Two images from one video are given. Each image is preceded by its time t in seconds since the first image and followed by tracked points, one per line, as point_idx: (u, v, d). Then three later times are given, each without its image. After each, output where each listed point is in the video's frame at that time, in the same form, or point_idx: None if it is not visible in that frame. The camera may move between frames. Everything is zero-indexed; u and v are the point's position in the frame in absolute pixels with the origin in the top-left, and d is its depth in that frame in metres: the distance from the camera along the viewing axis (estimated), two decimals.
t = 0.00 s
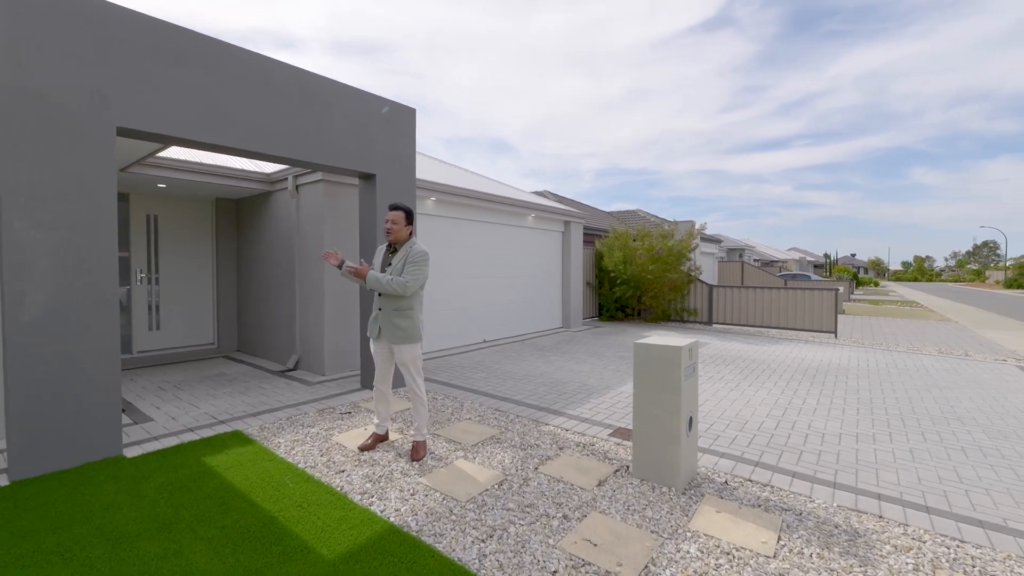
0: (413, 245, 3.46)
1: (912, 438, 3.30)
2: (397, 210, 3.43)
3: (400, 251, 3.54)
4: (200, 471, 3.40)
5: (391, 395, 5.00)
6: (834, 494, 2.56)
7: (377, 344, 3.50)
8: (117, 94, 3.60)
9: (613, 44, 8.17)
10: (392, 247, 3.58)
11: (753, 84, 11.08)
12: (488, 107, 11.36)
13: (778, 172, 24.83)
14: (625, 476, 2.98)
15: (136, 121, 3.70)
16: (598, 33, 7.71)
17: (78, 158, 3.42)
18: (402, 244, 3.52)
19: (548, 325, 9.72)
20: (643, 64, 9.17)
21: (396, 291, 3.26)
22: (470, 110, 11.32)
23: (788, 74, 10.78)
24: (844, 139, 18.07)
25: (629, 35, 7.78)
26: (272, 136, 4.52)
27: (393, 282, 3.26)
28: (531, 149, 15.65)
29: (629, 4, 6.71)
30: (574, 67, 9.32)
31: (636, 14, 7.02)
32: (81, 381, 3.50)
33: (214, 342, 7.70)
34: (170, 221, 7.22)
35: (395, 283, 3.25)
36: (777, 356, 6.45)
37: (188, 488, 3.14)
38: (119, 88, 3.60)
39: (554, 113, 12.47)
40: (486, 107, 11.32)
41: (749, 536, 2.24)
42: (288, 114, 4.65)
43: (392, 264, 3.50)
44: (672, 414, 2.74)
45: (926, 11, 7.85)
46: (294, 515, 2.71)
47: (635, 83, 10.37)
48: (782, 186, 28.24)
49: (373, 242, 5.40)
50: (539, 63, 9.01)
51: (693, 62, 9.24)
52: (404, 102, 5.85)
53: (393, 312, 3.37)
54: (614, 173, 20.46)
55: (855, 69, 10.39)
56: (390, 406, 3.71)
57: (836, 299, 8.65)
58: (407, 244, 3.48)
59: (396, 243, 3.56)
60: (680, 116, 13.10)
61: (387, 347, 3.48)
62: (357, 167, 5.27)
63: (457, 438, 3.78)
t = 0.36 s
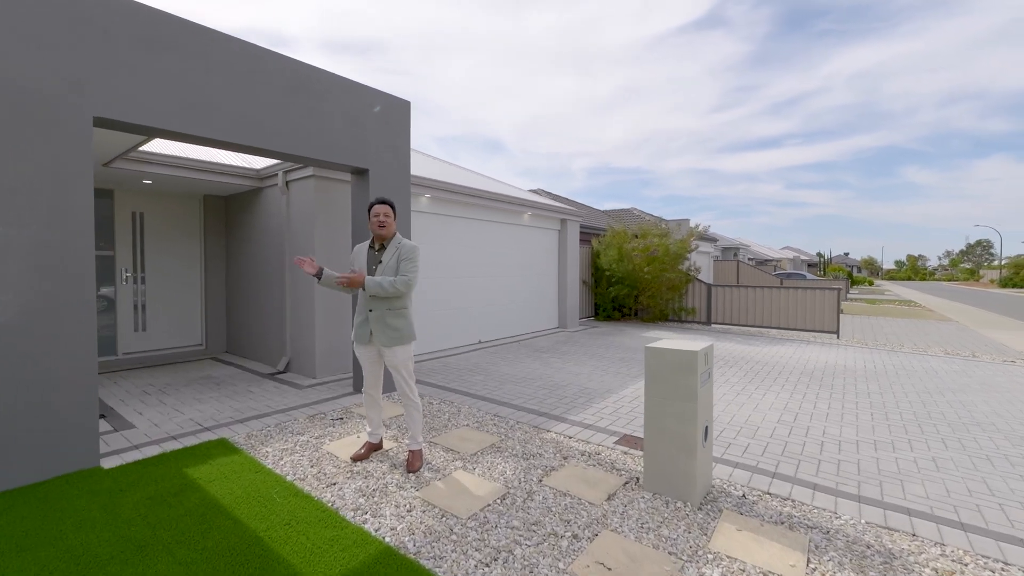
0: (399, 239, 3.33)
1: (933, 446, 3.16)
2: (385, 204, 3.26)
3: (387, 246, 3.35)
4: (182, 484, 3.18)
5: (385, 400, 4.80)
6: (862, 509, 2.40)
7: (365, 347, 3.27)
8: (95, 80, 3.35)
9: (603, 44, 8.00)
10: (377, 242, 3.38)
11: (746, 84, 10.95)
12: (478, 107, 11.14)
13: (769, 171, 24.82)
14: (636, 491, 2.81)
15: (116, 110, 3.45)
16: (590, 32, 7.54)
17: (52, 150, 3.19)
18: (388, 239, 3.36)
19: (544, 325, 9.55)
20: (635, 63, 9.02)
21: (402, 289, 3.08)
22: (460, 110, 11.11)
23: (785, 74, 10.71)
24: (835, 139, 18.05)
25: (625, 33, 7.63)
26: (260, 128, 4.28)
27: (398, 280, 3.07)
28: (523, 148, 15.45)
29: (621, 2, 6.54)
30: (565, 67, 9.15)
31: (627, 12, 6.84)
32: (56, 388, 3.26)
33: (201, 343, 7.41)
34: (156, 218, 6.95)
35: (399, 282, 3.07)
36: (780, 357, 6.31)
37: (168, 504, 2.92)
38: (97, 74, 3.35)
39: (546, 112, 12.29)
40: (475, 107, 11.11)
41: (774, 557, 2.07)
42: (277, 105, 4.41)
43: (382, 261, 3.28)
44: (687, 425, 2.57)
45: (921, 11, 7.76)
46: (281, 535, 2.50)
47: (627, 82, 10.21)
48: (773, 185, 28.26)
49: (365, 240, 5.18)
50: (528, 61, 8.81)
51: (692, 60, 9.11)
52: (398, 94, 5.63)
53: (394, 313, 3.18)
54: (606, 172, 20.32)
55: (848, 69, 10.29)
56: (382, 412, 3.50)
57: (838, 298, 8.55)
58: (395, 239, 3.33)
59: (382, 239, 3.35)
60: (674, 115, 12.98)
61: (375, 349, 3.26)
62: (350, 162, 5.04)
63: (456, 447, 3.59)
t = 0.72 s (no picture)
0: (384, 237, 3.15)
1: (969, 459, 2.98)
2: (367, 201, 3.05)
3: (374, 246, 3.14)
4: (169, 497, 2.97)
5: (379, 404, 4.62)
6: (902, 532, 2.21)
7: (355, 354, 3.07)
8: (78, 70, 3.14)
9: (592, 38, 7.83)
10: (360, 242, 3.16)
11: (743, 80, 10.78)
12: (467, 105, 11.00)
13: (766, 169, 24.64)
14: (652, 508, 2.65)
15: (100, 103, 3.25)
16: (580, 26, 7.38)
17: (33, 143, 2.99)
18: (373, 238, 3.18)
19: (542, 325, 9.37)
20: (626, 58, 8.88)
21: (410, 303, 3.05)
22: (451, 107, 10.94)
23: (786, 68, 10.49)
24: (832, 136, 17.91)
25: (621, 27, 7.45)
26: (250, 124, 4.06)
27: (406, 294, 3.04)
28: (515, 145, 15.26)
29: None
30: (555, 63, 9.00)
31: (617, 6, 6.69)
32: (41, 395, 3.07)
33: (195, 343, 7.18)
34: (149, 215, 6.75)
35: (405, 294, 3.03)
36: (788, 359, 6.12)
37: (153, 521, 2.72)
38: (80, 64, 3.14)
39: (537, 109, 12.11)
40: (464, 106, 10.97)
41: None
42: (267, 98, 4.18)
43: (372, 263, 3.07)
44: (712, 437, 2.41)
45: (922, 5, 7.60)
46: (271, 555, 2.32)
47: (620, 78, 10.04)
48: (770, 182, 28.07)
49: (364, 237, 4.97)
50: (517, 58, 8.65)
51: (688, 55, 8.95)
52: (393, 87, 5.37)
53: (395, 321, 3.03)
54: (600, 169, 20.10)
55: (846, 64, 10.11)
56: (375, 418, 3.30)
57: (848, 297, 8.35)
58: (379, 238, 3.15)
59: (367, 239, 3.15)
60: (669, 112, 12.81)
61: (364, 355, 3.09)
62: (343, 158, 4.81)
63: (457, 456, 3.42)
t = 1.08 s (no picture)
0: (384, 233, 2.97)
1: None
2: (364, 195, 2.87)
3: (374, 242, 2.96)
4: (164, 505, 2.75)
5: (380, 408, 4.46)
6: (966, 562, 2.04)
7: (356, 357, 2.88)
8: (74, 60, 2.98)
9: (589, 33, 7.63)
10: (359, 239, 2.97)
11: (747, 74, 10.48)
12: (463, 103, 10.86)
13: (775, 167, 24.18)
14: (681, 529, 2.47)
15: (98, 95, 3.08)
16: (575, 21, 7.20)
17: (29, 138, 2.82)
18: (371, 233, 3.00)
19: (549, 326, 9.16)
20: (624, 54, 8.65)
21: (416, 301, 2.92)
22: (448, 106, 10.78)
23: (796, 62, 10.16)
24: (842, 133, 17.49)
25: (620, 22, 7.25)
26: (247, 119, 3.83)
27: (411, 292, 2.90)
28: (514, 144, 15.08)
29: None
30: (553, 60, 8.80)
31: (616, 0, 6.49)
32: (42, 398, 2.89)
33: (199, 343, 7.07)
34: (154, 215, 6.65)
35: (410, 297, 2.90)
36: (808, 363, 5.84)
37: (148, 530, 2.51)
38: (76, 53, 2.98)
39: (536, 108, 11.92)
40: (461, 104, 10.83)
41: None
42: (268, 88, 3.96)
43: (373, 259, 2.89)
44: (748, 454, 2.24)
45: None
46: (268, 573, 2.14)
47: (621, 75, 9.82)
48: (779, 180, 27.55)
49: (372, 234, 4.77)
50: (513, 55, 8.47)
51: (690, 51, 8.74)
52: (395, 81, 5.06)
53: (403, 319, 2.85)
54: (600, 168, 19.75)
55: (859, 59, 9.77)
56: (376, 424, 3.11)
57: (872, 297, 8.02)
58: (376, 233, 2.97)
59: (366, 234, 2.96)
60: (674, 109, 12.52)
61: (364, 358, 2.91)
62: (343, 153, 4.51)
63: (464, 466, 3.24)
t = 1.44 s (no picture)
0: (402, 227, 2.74)
1: None
2: (381, 187, 2.65)
3: (392, 237, 2.73)
4: (173, 517, 2.58)
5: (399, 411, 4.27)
6: None
7: (372, 361, 2.67)
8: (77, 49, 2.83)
9: (608, 26, 7.30)
10: (376, 235, 2.75)
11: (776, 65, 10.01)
12: (479, 99, 10.63)
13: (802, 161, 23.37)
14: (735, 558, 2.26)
15: (103, 86, 2.93)
16: (591, 14, 6.88)
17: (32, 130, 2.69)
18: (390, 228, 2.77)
19: (570, 325, 8.90)
20: (645, 46, 8.29)
21: (436, 300, 2.68)
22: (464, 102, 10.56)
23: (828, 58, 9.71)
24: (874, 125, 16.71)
25: (640, 14, 6.89)
26: (259, 110, 3.66)
27: (431, 290, 2.67)
28: (532, 140, 14.81)
29: None
30: (570, 54, 8.49)
31: None
32: (45, 401, 2.77)
33: (216, 341, 7.01)
34: (172, 212, 6.59)
35: (430, 297, 2.66)
36: (853, 368, 5.46)
37: (151, 545, 2.33)
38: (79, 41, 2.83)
39: (553, 103, 11.62)
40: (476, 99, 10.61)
41: None
42: (281, 78, 3.79)
43: (391, 255, 2.67)
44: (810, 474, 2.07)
45: None
46: None
47: (642, 68, 9.45)
48: (806, 175, 26.66)
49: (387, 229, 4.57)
50: (529, 50, 8.19)
51: (715, 42, 8.38)
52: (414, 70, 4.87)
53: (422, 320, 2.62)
54: (619, 164, 19.35)
55: (896, 50, 9.20)
56: (394, 432, 2.90)
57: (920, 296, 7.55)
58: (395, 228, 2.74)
59: (384, 229, 2.73)
60: (698, 102, 12.08)
61: (384, 362, 2.70)
62: (360, 145, 4.34)
63: (487, 478, 3.02)
